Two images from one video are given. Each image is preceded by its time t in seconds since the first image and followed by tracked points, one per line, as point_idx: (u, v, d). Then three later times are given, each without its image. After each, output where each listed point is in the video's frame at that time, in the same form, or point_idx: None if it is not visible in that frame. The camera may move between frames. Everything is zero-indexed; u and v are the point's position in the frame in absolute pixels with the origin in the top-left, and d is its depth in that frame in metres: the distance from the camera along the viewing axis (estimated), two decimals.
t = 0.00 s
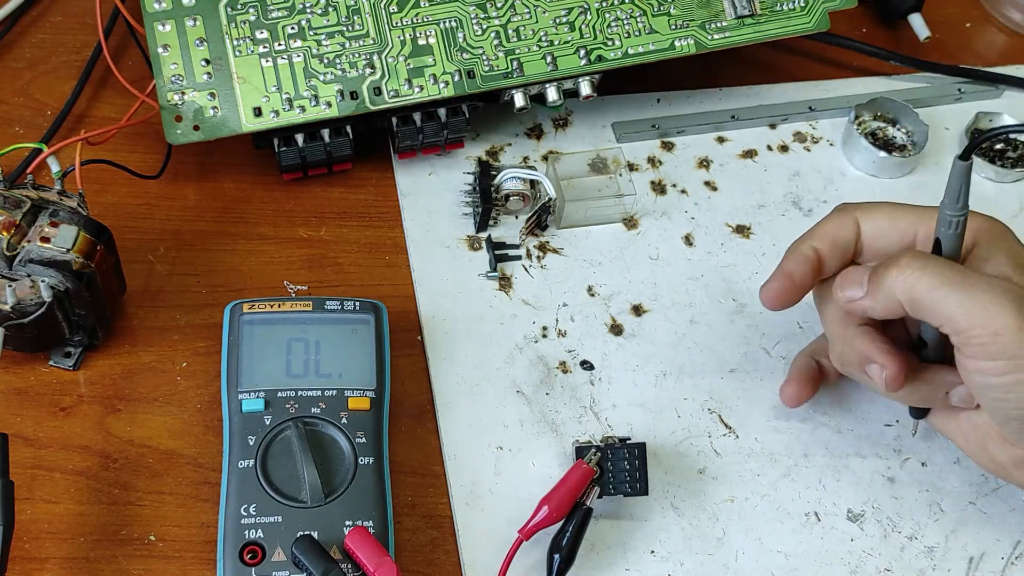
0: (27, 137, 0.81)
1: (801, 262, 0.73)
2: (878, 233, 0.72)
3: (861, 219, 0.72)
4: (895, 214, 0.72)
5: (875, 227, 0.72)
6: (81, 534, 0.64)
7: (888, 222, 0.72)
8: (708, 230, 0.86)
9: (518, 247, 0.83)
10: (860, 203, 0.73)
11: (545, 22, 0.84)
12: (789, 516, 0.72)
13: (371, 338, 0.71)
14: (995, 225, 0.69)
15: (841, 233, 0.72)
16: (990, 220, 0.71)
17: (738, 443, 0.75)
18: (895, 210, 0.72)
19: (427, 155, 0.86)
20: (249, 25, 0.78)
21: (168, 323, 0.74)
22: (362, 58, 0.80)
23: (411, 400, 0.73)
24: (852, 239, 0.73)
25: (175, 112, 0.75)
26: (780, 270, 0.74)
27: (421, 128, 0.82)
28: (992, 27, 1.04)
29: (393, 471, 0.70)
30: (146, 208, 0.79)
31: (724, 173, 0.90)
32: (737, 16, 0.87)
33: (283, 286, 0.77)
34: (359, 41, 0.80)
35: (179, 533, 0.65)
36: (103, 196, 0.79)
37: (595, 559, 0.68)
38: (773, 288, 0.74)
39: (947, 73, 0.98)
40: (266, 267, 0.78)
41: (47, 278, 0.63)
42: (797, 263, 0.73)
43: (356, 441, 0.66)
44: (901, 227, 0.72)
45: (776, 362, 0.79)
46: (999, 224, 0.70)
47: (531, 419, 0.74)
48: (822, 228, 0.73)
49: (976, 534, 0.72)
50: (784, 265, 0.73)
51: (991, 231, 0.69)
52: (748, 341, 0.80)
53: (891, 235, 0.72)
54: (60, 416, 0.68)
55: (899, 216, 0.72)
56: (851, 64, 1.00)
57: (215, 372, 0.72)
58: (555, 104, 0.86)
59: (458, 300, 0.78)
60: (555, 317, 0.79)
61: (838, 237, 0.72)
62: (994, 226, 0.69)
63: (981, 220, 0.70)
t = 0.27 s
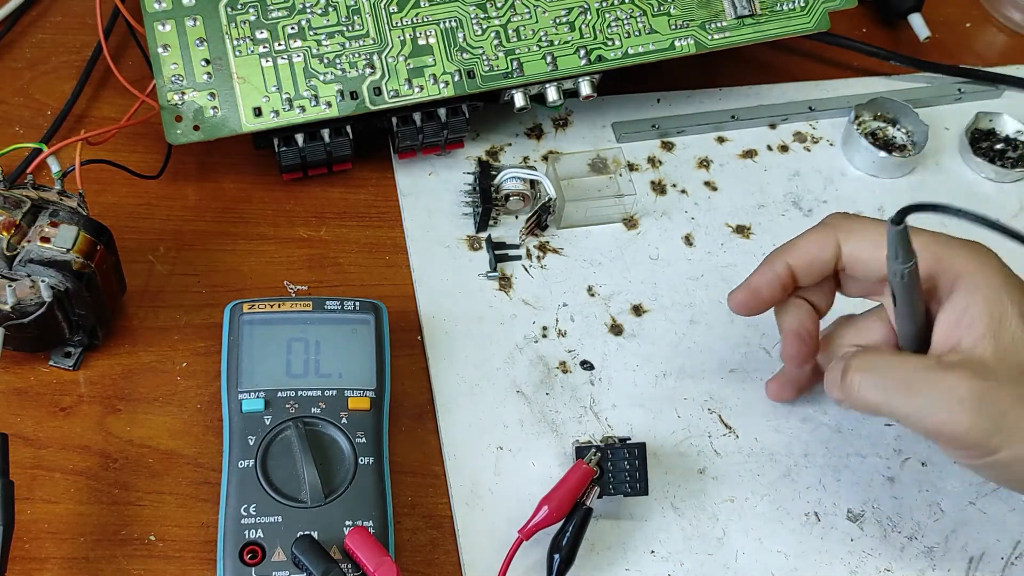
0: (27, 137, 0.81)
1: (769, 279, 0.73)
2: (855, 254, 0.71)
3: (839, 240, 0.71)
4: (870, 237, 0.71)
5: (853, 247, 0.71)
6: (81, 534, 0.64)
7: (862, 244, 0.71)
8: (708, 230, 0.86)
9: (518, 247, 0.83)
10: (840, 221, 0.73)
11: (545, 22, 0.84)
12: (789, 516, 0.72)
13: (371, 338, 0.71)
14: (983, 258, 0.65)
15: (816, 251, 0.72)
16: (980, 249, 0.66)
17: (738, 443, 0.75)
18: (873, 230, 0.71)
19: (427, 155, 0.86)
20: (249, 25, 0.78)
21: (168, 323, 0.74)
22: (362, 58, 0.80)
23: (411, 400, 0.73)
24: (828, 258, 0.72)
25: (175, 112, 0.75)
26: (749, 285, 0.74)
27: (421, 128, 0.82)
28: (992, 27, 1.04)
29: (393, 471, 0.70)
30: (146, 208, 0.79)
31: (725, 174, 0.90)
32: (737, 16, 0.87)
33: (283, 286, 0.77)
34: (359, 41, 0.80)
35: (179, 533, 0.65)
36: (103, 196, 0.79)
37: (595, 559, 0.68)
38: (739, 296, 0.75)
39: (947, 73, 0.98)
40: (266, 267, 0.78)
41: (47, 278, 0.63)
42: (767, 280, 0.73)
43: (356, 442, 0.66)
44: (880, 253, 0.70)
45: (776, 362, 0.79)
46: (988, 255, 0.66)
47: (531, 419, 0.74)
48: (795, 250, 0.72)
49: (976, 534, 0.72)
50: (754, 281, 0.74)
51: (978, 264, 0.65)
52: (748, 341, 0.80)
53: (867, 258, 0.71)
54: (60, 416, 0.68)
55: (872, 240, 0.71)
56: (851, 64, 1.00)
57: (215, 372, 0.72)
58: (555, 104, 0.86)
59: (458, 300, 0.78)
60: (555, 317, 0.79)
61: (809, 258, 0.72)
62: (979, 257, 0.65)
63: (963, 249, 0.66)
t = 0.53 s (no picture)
0: (27, 137, 0.81)
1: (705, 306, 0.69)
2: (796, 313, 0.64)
3: (791, 295, 0.64)
4: (837, 292, 0.61)
5: (806, 306, 0.63)
6: (81, 534, 0.64)
7: (816, 305, 0.62)
8: (708, 230, 0.86)
9: (519, 247, 0.83)
10: (800, 267, 0.64)
11: (545, 22, 0.84)
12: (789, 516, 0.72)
13: (371, 338, 0.71)
14: (942, 348, 0.58)
15: (760, 299, 0.66)
16: (939, 333, 0.59)
17: (738, 443, 0.75)
18: (841, 288, 0.61)
19: (427, 155, 0.86)
20: (249, 25, 0.78)
21: (168, 323, 0.74)
22: (362, 58, 0.80)
23: (411, 400, 0.73)
24: (769, 307, 0.66)
25: (175, 112, 0.75)
26: (685, 299, 0.71)
27: (421, 128, 0.82)
28: (992, 27, 1.04)
29: (393, 471, 0.70)
30: (146, 208, 0.79)
31: (725, 174, 0.90)
32: (737, 16, 0.87)
33: (283, 286, 0.77)
34: (359, 41, 0.80)
35: (179, 533, 0.65)
36: (103, 196, 0.79)
37: (595, 559, 0.68)
38: (681, 298, 0.71)
39: (947, 73, 0.98)
40: (266, 267, 0.78)
41: (47, 278, 0.63)
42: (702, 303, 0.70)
43: (356, 442, 0.66)
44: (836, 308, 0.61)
45: (776, 362, 0.79)
46: (952, 341, 0.58)
47: (532, 419, 0.74)
48: (741, 286, 0.67)
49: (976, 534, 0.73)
50: (690, 297, 0.71)
51: (938, 355, 0.58)
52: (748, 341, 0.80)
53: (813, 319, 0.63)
54: (60, 416, 0.68)
55: (837, 301, 0.61)
56: (851, 64, 1.00)
57: (215, 372, 0.72)
58: (555, 104, 0.86)
59: (458, 300, 0.78)
60: (555, 317, 0.79)
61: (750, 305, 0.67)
62: (936, 346, 0.58)
63: (924, 334, 0.59)
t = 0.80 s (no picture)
0: (27, 137, 0.81)
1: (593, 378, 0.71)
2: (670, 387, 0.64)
3: (662, 373, 0.65)
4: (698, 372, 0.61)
5: (676, 379, 0.64)
6: (81, 534, 0.64)
7: (682, 383, 0.63)
8: (708, 230, 0.86)
9: (518, 247, 0.83)
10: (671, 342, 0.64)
11: (545, 22, 0.84)
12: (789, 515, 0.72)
13: (371, 339, 0.71)
14: (807, 420, 0.58)
15: (642, 371, 0.67)
16: (801, 404, 0.59)
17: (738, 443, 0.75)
18: (703, 365, 0.61)
19: (427, 155, 0.86)
20: (249, 25, 0.78)
21: (168, 323, 0.74)
22: (362, 58, 0.80)
23: (411, 400, 0.73)
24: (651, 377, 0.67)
25: (175, 112, 0.75)
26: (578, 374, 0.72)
27: (421, 128, 0.82)
28: (992, 27, 1.04)
29: (393, 471, 0.70)
30: (146, 208, 0.79)
31: (725, 174, 0.90)
32: (737, 16, 0.87)
33: (283, 286, 0.77)
34: (359, 41, 0.80)
35: (179, 533, 0.65)
36: (103, 196, 0.79)
37: (595, 560, 0.68)
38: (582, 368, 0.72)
39: (947, 73, 0.98)
40: (266, 267, 0.78)
41: (47, 278, 0.63)
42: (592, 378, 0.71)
43: (356, 442, 0.66)
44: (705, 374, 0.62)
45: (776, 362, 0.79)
46: (812, 412, 0.58)
47: (532, 419, 0.74)
48: (619, 363, 0.68)
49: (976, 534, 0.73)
50: (578, 375, 0.72)
51: (799, 428, 0.58)
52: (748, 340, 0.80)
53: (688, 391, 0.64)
54: (60, 416, 0.68)
55: (701, 380, 0.61)
56: (851, 64, 1.00)
57: (215, 372, 0.72)
58: (555, 104, 0.86)
59: (457, 300, 0.78)
60: (555, 317, 0.79)
61: (632, 375, 0.67)
62: (802, 418, 0.58)
63: (784, 407, 0.59)
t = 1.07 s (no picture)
0: (27, 137, 0.81)
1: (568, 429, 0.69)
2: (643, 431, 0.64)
3: (634, 419, 0.63)
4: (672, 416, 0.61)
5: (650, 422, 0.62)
6: (81, 534, 0.64)
7: (657, 427, 0.62)
8: (708, 230, 0.86)
9: (518, 247, 0.83)
10: (641, 385, 0.63)
11: (545, 22, 0.84)
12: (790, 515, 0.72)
13: (371, 338, 0.71)
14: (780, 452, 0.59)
15: (614, 420, 0.65)
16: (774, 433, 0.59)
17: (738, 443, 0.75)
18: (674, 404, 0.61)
19: (427, 155, 0.86)
20: (249, 25, 0.78)
21: (168, 323, 0.74)
22: (362, 58, 0.80)
23: (411, 400, 0.73)
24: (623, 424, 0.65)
25: (175, 112, 0.75)
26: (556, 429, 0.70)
27: (421, 128, 0.82)
28: (992, 27, 1.04)
29: (393, 471, 0.70)
30: (146, 208, 0.79)
31: (725, 174, 0.90)
32: (737, 16, 0.87)
33: (283, 286, 0.77)
34: (359, 41, 0.80)
35: (179, 533, 0.65)
36: (103, 196, 0.79)
37: (595, 559, 0.68)
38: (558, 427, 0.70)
39: (947, 72, 0.98)
40: (266, 266, 0.78)
41: (47, 278, 0.63)
42: (567, 429, 0.69)
43: (356, 442, 0.66)
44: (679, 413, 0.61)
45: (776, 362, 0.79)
46: (785, 443, 0.59)
47: (532, 419, 0.74)
48: (592, 413, 0.66)
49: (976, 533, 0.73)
50: (556, 431, 0.70)
51: (770, 460, 0.59)
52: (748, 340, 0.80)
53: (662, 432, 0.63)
54: (60, 416, 0.68)
55: (676, 421, 0.61)
56: (851, 64, 1.00)
57: (215, 372, 0.72)
58: (556, 104, 0.86)
59: (457, 300, 0.78)
60: (555, 317, 0.79)
61: (606, 425, 0.66)
62: (774, 448, 0.59)
63: (756, 437, 0.59)
